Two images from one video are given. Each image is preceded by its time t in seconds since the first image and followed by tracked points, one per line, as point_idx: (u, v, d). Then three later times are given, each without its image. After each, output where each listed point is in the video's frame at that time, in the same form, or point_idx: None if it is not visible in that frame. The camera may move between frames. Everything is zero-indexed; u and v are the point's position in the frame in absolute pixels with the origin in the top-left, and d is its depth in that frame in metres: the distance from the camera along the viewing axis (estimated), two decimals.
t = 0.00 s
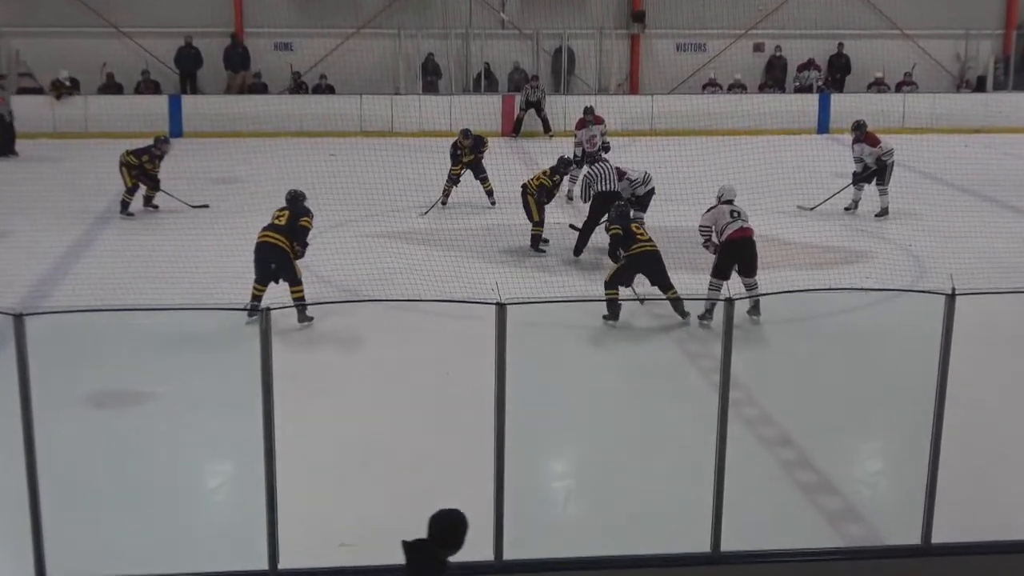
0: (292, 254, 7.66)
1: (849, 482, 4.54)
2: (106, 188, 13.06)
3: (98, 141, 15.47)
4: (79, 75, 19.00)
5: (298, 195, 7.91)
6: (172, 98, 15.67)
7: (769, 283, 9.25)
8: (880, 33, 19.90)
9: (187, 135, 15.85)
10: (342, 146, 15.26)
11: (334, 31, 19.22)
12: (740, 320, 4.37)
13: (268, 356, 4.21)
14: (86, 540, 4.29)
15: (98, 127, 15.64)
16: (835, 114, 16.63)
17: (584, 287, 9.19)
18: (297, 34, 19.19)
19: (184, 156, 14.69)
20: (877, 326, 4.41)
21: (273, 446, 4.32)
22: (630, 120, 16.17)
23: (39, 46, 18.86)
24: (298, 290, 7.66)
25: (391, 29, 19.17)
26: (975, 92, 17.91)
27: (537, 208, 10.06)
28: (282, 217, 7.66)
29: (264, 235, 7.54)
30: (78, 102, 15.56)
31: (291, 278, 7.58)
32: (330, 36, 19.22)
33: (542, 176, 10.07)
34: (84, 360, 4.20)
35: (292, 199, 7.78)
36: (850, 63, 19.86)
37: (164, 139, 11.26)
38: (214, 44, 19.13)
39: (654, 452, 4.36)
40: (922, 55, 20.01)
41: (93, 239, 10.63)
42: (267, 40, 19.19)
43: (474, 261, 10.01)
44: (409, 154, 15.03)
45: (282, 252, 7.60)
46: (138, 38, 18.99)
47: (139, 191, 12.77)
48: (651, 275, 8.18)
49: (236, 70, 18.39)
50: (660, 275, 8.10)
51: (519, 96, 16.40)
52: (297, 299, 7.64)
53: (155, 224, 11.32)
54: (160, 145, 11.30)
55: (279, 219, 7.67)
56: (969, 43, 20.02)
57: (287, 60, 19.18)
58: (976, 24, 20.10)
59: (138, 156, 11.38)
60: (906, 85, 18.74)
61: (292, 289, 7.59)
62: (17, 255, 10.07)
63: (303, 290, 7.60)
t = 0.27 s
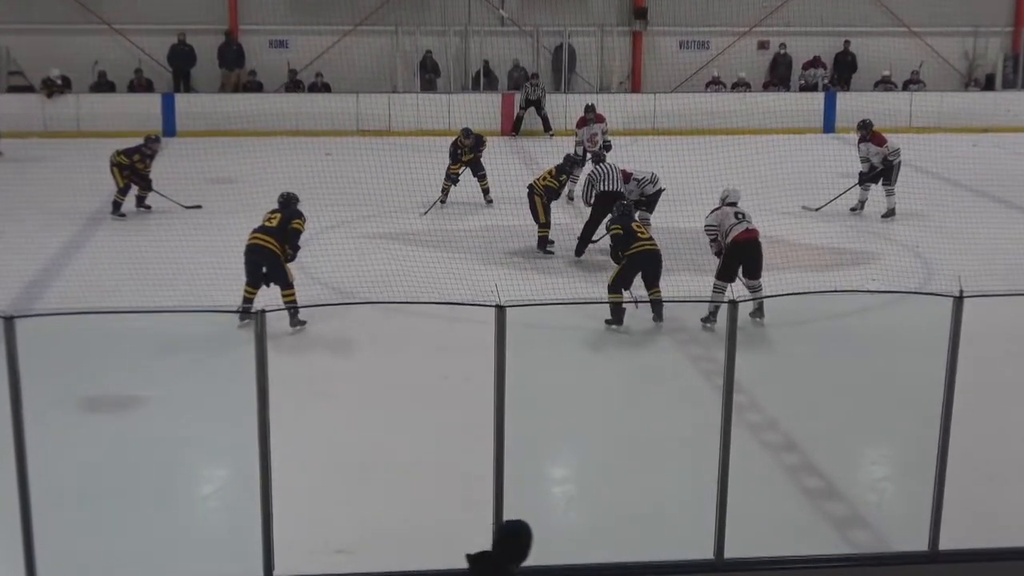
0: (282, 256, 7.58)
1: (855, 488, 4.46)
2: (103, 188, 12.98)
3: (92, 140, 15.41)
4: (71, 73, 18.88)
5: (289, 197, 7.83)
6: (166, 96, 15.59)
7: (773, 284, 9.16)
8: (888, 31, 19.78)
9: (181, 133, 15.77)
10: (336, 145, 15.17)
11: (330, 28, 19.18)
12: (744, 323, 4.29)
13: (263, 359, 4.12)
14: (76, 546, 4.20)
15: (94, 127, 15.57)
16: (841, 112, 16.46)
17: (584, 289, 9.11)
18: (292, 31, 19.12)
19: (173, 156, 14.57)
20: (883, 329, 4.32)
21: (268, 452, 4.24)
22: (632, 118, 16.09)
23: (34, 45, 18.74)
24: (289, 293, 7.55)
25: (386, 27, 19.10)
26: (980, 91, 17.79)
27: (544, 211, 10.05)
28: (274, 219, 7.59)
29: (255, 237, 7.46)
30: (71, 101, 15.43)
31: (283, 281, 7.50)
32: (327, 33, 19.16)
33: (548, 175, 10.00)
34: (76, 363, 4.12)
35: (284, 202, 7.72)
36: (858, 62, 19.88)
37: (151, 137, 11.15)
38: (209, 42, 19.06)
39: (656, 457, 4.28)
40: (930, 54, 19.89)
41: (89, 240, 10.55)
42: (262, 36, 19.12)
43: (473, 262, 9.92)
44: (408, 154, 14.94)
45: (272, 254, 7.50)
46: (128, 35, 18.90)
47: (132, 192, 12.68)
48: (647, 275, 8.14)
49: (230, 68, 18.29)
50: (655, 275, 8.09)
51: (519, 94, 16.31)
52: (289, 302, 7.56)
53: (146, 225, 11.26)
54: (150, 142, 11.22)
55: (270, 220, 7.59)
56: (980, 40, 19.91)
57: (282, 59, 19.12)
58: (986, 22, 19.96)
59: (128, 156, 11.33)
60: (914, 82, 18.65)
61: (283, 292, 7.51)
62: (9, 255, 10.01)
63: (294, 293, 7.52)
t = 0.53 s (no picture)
0: (277, 260, 7.55)
1: (854, 489, 4.46)
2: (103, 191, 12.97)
3: (92, 142, 15.38)
4: (71, 75, 18.87)
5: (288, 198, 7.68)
6: (166, 98, 15.58)
7: (773, 287, 9.15)
8: (889, 32, 19.77)
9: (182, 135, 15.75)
10: (336, 146, 15.18)
11: (329, 30, 19.14)
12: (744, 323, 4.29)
13: (262, 361, 4.12)
14: (77, 547, 4.20)
15: (93, 130, 15.51)
16: (840, 114, 16.48)
17: (584, 291, 9.10)
18: (292, 33, 19.09)
19: (173, 159, 14.57)
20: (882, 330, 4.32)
21: (268, 453, 4.24)
22: (632, 121, 16.09)
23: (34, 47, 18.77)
24: (285, 297, 7.58)
25: (385, 29, 19.10)
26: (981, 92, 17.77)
27: (548, 210, 9.95)
28: (269, 223, 7.54)
29: (249, 241, 7.46)
30: (71, 103, 15.39)
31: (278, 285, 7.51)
32: (326, 35, 19.13)
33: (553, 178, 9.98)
34: (75, 366, 4.11)
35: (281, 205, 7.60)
36: (858, 64, 19.85)
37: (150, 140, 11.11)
38: (209, 43, 19.06)
39: (656, 459, 4.28)
40: (930, 56, 19.90)
41: (87, 243, 10.53)
42: (261, 38, 19.11)
43: (473, 264, 9.91)
44: (408, 156, 14.93)
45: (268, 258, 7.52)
46: (127, 36, 18.87)
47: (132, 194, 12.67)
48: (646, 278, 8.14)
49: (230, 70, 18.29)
50: (655, 280, 8.10)
51: (518, 96, 16.32)
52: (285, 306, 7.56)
53: (145, 227, 11.25)
54: (148, 145, 11.18)
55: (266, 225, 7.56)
56: (979, 42, 19.88)
57: (282, 60, 19.11)
58: (986, 23, 19.95)
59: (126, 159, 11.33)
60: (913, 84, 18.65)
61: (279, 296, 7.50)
62: (8, 258, 10.01)
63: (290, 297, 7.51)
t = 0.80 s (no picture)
0: (274, 262, 7.56)
1: (854, 491, 4.46)
2: (103, 192, 12.96)
3: (93, 144, 15.38)
4: (72, 76, 18.90)
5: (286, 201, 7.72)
6: (166, 100, 15.58)
7: (773, 289, 9.15)
8: (889, 35, 19.76)
9: (182, 137, 15.75)
10: (336, 148, 15.19)
11: (329, 32, 19.15)
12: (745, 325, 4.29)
13: (263, 363, 4.12)
14: (78, 549, 4.21)
15: (94, 131, 15.52)
16: (840, 116, 16.49)
17: (584, 293, 9.10)
18: (292, 35, 19.11)
19: (173, 160, 14.58)
20: (883, 333, 4.32)
21: (269, 455, 4.24)
22: (632, 122, 16.10)
23: (35, 49, 18.79)
24: (282, 299, 7.60)
25: (386, 31, 19.11)
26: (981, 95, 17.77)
27: (557, 212, 9.93)
28: (267, 226, 7.54)
29: (246, 243, 7.45)
30: (70, 105, 15.40)
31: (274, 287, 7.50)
32: (327, 37, 19.13)
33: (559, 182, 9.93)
34: (75, 368, 4.11)
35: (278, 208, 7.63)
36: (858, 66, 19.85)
37: (151, 141, 11.11)
38: (209, 45, 19.06)
39: (657, 461, 4.28)
40: (930, 58, 19.90)
41: (87, 244, 10.53)
42: (261, 40, 19.12)
43: (473, 267, 9.91)
44: (408, 158, 14.93)
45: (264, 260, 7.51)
46: (128, 39, 18.89)
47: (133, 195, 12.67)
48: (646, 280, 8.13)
49: (230, 71, 18.30)
50: (656, 282, 8.09)
51: (519, 98, 16.33)
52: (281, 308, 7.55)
53: (146, 229, 11.25)
54: (149, 146, 11.18)
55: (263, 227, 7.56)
56: (979, 44, 19.88)
57: (282, 62, 19.13)
58: (986, 25, 19.94)
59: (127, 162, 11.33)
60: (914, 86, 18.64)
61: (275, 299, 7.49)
62: (8, 260, 10.01)
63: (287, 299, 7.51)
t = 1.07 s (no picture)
0: (272, 265, 7.55)
1: (854, 493, 4.46)
2: (103, 194, 12.96)
3: (93, 145, 15.38)
4: (72, 78, 18.90)
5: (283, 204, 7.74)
6: (166, 101, 15.58)
7: (773, 290, 9.15)
8: (889, 37, 19.74)
9: (182, 138, 15.74)
10: (337, 150, 15.20)
11: (329, 33, 19.15)
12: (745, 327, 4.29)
13: (263, 364, 4.11)
14: (76, 551, 4.20)
15: (94, 133, 15.52)
16: (841, 118, 16.48)
17: (584, 295, 9.10)
18: (292, 37, 19.12)
19: (174, 162, 14.58)
20: (883, 334, 4.32)
21: (269, 457, 4.24)
22: (632, 124, 16.09)
23: (35, 50, 18.79)
24: (279, 302, 7.59)
25: (386, 32, 19.11)
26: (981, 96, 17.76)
27: (563, 215, 9.87)
28: (264, 228, 7.54)
29: (243, 245, 7.44)
30: (71, 107, 15.41)
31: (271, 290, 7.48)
32: (327, 39, 19.14)
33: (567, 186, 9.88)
34: (75, 369, 4.12)
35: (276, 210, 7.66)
36: (858, 68, 19.84)
37: (152, 142, 11.13)
38: (210, 47, 19.06)
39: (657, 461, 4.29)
40: (930, 59, 19.90)
41: (88, 246, 10.53)
42: (261, 42, 19.13)
43: (473, 268, 9.91)
44: (408, 159, 14.93)
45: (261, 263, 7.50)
46: (128, 40, 18.89)
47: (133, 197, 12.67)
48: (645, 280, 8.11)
49: (230, 73, 18.29)
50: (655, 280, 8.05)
51: (519, 99, 16.32)
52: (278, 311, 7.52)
53: (146, 231, 11.24)
54: (149, 148, 11.19)
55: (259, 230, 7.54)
56: (979, 46, 19.89)
57: (282, 64, 19.13)
58: (986, 27, 19.95)
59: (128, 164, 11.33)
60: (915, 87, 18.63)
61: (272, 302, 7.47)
62: (7, 261, 10.01)
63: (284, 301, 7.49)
